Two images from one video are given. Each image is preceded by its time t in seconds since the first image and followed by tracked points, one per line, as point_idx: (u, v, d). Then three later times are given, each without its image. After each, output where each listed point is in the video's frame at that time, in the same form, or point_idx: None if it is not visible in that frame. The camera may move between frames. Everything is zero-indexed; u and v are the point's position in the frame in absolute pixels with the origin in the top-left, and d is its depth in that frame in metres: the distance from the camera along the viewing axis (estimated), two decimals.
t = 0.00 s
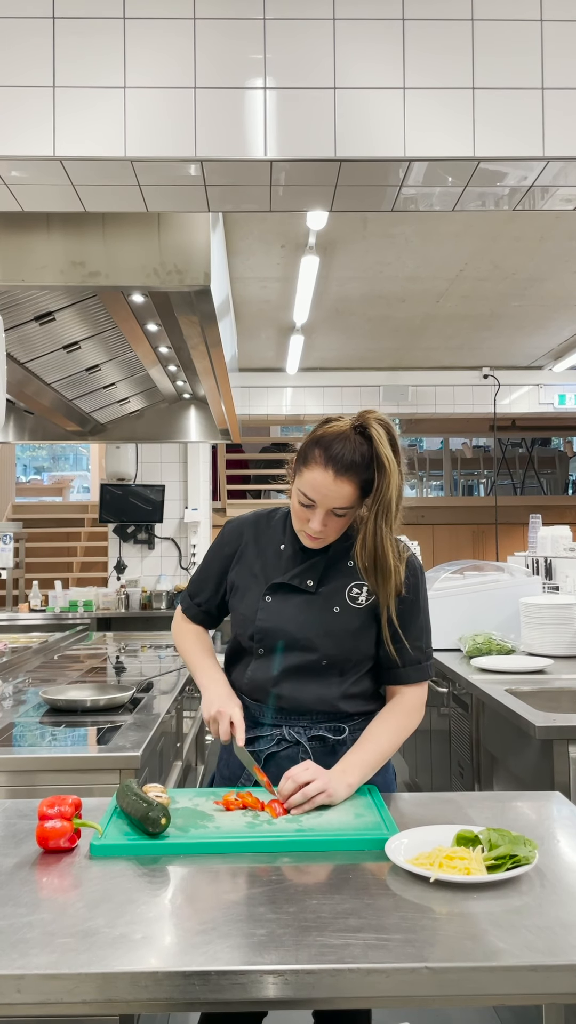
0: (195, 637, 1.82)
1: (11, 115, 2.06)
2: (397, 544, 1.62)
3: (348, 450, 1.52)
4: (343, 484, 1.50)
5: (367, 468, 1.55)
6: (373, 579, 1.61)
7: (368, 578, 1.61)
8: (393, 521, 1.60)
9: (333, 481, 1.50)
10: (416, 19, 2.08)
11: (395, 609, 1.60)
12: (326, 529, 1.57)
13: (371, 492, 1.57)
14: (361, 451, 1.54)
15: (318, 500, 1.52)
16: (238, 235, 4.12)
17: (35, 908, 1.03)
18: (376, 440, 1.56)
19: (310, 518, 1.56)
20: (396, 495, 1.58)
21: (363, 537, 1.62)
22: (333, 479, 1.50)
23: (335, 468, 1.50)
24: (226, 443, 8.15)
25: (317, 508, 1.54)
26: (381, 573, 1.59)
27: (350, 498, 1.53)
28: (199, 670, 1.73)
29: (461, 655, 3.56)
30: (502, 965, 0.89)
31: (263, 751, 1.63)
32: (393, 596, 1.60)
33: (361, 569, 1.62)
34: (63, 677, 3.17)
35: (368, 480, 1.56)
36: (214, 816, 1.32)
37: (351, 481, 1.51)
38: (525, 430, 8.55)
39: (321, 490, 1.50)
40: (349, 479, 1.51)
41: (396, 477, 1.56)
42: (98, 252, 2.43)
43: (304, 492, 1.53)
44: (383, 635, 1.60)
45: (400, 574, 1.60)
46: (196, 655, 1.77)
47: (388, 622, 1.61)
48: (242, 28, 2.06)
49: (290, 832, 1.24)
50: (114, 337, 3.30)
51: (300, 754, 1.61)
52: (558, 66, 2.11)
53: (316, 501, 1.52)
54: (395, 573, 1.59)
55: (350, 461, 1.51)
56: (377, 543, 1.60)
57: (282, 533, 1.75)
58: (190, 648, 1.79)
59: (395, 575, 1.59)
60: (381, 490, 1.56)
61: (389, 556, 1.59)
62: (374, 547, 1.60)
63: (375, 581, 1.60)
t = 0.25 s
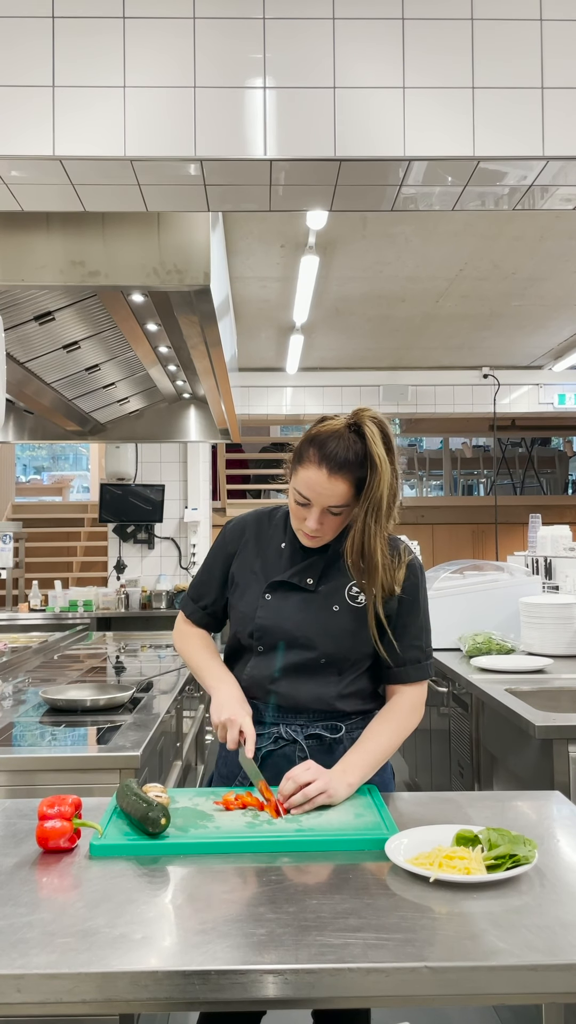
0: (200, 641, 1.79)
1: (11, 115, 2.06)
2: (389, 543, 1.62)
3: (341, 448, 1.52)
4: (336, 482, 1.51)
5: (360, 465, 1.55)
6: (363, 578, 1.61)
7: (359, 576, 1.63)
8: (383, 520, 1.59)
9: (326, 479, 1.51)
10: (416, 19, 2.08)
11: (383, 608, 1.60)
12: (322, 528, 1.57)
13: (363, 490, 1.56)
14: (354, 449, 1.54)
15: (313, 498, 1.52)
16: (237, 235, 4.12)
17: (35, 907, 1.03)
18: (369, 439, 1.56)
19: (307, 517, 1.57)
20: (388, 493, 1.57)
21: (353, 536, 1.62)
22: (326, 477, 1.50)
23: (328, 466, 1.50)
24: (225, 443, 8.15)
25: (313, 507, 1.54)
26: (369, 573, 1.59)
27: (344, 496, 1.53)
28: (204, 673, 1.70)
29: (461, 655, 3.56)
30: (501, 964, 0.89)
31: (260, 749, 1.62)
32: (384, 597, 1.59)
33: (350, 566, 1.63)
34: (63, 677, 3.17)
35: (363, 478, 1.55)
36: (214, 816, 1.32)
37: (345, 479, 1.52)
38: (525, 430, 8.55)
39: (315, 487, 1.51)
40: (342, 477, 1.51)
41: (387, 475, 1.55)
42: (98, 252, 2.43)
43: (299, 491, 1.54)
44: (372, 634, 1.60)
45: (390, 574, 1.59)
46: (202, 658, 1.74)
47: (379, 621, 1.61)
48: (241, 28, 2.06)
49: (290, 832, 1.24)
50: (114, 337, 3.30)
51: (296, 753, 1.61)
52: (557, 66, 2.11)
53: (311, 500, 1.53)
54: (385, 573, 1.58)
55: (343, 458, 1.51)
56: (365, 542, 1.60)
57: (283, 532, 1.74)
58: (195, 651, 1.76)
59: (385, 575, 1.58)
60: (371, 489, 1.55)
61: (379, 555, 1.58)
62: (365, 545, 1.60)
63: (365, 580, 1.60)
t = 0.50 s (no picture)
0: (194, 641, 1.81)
1: (11, 115, 2.06)
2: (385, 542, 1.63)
3: (337, 446, 1.52)
4: (332, 481, 1.50)
5: (356, 464, 1.54)
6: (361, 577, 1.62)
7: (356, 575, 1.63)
8: (380, 519, 1.59)
9: (322, 479, 1.51)
10: (416, 18, 2.08)
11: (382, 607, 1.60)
12: (319, 527, 1.57)
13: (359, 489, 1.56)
14: (350, 448, 1.54)
15: (309, 498, 1.52)
16: (237, 234, 4.12)
17: (35, 907, 1.03)
18: (365, 437, 1.56)
19: (303, 516, 1.57)
20: (384, 491, 1.57)
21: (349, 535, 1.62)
22: (322, 476, 1.50)
23: (325, 464, 1.50)
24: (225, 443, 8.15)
25: (309, 506, 1.54)
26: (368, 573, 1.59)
27: (341, 495, 1.53)
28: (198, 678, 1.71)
29: (460, 654, 3.56)
30: (501, 963, 0.89)
31: (260, 748, 1.62)
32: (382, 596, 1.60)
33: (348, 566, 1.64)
34: (62, 677, 3.17)
35: (358, 477, 1.55)
36: (214, 816, 1.32)
37: (341, 478, 1.51)
38: (525, 430, 8.56)
39: (311, 486, 1.51)
40: (338, 476, 1.51)
41: (383, 473, 1.56)
42: (98, 252, 2.43)
43: (295, 490, 1.54)
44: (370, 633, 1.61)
45: (389, 573, 1.60)
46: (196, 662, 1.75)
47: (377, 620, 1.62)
48: (241, 28, 2.06)
49: (290, 832, 1.24)
50: (114, 336, 3.29)
51: (297, 751, 1.60)
52: (557, 66, 2.11)
53: (308, 498, 1.53)
54: (383, 573, 1.59)
55: (339, 457, 1.51)
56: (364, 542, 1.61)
57: (281, 533, 1.75)
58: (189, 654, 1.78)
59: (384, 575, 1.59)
60: (367, 488, 1.55)
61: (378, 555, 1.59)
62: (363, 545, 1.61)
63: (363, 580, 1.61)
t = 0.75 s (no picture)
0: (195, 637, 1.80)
1: (11, 115, 2.06)
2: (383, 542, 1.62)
3: (334, 447, 1.52)
4: (329, 481, 1.51)
5: (353, 464, 1.54)
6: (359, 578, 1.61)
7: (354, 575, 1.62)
8: (377, 518, 1.59)
9: (320, 479, 1.51)
10: (416, 18, 2.08)
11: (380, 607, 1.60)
12: (318, 527, 1.58)
13: (356, 489, 1.56)
14: (347, 448, 1.54)
15: (307, 498, 1.53)
16: (237, 234, 4.12)
17: (35, 907, 1.03)
18: (362, 437, 1.56)
19: (302, 516, 1.57)
20: (381, 491, 1.56)
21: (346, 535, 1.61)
22: (319, 477, 1.50)
23: (321, 465, 1.50)
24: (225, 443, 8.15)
25: (307, 506, 1.54)
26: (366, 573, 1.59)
27: (338, 495, 1.53)
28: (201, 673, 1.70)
29: (460, 654, 3.56)
30: (501, 963, 0.89)
31: (258, 746, 1.62)
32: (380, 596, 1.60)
33: (346, 565, 1.63)
34: (62, 677, 3.17)
35: (356, 477, 1.55)
36: (213, 815, 1.32)
37: (338, 478, 1.51)
38: (525, 429, 8.56)
39: (309, 487, 1.51)
40: (335, 476, 1.51)
41: (380, 474, 1.55)
42: (98, 251, 2.43)
43: (293, 491, 1.54)
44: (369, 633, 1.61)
45: (386, 572, 1.60)
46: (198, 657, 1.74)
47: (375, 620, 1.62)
48: (240, 27, 2.06)
49: (289, 832, 1.24)
50: (114, 336, 3.29)
51: (295, 750, 1.61)
52: (557, 66, 2.11)
53: (306, 499, 1.53)
54: (381, 574, 1.59)
55: (335, 458, 1.51)
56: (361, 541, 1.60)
57: (281, 532, 1.74)
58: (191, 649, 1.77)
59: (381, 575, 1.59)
60: (363, 487, 1.55)
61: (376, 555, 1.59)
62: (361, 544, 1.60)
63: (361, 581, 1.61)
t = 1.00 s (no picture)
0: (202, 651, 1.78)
1: (11, 115, 2.06)
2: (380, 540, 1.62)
3: (333, 447, 1.52)
4: (328, 481, 1.51)
5: (352, 464, 1.54)
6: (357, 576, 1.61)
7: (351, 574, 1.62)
8: (375, 517, 1.59)
9: (319, 478, 1.51)
10: (415, 17, 2.08)
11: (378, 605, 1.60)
12: (317, 527, 1.57)
13: (354, 489, 1.56)
14: (346, 448, 1.54)
15: (306, 498, 1.53)
16: (237, 234, 4.12)
17: (35, 907, 1.03)
18: (360, 437, 1.56)
19: (301, 516, 1.57)
20: (379, 490, 1.56)
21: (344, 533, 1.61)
22: (318, 476, 1.50)
23: (320, 465, 1.50)
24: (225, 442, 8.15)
25: (307, 506, 1.54)
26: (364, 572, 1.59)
27: (338, 494, 1.53)
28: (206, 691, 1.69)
29: (460, 654, 3.56)
30: (501, 963, 0.89)
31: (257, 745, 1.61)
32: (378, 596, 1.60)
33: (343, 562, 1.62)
34: (62, 677, 3.17)
35: (355, 476, 1.55)
36: (213, 815, 1.32)
37: (336, 478, 1.51)
38: (525, 428, 8.56)
39: (308, 486, 1.51)
40: (334, 476, 1.51)
41: (378, 473, 1.55)
42: (97, 251, 2.43)
43: (292, 491, 1.54)
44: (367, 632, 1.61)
45: (384, 572, 1.60)
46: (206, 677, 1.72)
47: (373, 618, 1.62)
48: (240, 27, 2.06)
49: (289, 832, 1.24)
50: (113, 336, 3.29)
51: (293, 749, 1.60)
52: (557, 67, 2.11)
53: (305, 499, 1.53)
54: (379, 573, 1.59)
55: (334, 457, 1.51)
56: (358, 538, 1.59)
57: (283, 533, 1.75)
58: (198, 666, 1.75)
59: (380, 574, 1.59)
60: (361, 486, 1.55)
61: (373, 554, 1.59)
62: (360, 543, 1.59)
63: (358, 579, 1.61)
